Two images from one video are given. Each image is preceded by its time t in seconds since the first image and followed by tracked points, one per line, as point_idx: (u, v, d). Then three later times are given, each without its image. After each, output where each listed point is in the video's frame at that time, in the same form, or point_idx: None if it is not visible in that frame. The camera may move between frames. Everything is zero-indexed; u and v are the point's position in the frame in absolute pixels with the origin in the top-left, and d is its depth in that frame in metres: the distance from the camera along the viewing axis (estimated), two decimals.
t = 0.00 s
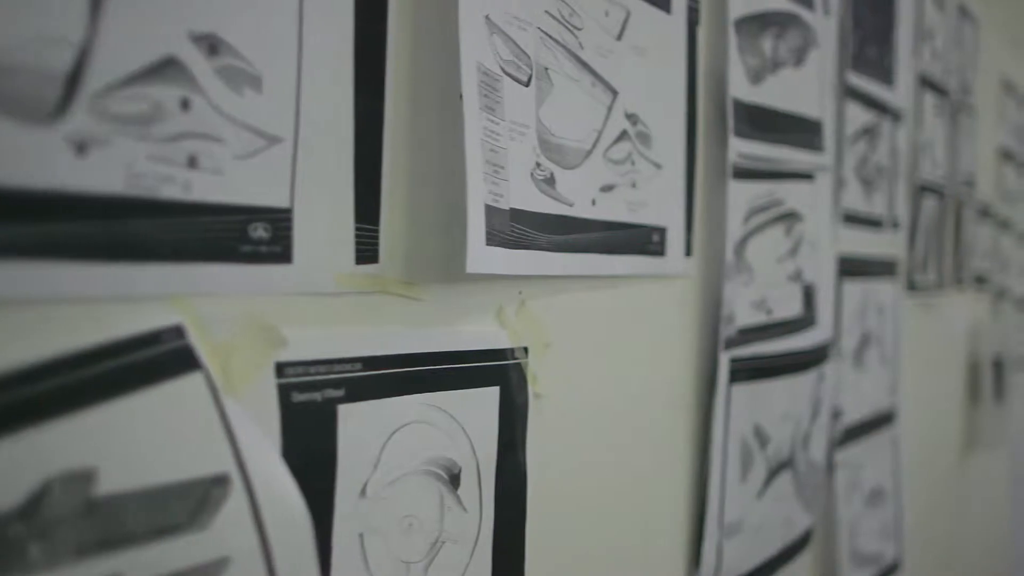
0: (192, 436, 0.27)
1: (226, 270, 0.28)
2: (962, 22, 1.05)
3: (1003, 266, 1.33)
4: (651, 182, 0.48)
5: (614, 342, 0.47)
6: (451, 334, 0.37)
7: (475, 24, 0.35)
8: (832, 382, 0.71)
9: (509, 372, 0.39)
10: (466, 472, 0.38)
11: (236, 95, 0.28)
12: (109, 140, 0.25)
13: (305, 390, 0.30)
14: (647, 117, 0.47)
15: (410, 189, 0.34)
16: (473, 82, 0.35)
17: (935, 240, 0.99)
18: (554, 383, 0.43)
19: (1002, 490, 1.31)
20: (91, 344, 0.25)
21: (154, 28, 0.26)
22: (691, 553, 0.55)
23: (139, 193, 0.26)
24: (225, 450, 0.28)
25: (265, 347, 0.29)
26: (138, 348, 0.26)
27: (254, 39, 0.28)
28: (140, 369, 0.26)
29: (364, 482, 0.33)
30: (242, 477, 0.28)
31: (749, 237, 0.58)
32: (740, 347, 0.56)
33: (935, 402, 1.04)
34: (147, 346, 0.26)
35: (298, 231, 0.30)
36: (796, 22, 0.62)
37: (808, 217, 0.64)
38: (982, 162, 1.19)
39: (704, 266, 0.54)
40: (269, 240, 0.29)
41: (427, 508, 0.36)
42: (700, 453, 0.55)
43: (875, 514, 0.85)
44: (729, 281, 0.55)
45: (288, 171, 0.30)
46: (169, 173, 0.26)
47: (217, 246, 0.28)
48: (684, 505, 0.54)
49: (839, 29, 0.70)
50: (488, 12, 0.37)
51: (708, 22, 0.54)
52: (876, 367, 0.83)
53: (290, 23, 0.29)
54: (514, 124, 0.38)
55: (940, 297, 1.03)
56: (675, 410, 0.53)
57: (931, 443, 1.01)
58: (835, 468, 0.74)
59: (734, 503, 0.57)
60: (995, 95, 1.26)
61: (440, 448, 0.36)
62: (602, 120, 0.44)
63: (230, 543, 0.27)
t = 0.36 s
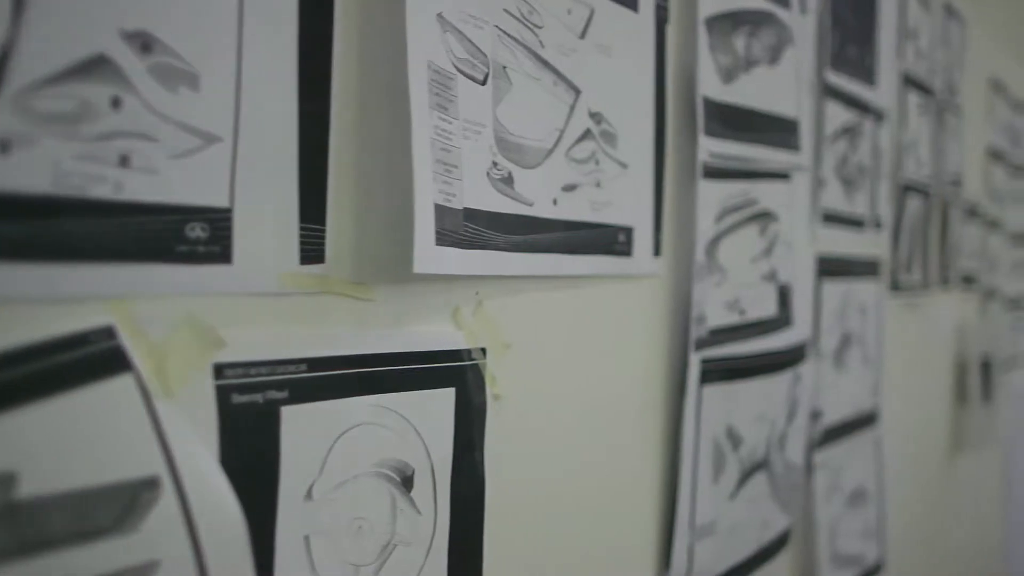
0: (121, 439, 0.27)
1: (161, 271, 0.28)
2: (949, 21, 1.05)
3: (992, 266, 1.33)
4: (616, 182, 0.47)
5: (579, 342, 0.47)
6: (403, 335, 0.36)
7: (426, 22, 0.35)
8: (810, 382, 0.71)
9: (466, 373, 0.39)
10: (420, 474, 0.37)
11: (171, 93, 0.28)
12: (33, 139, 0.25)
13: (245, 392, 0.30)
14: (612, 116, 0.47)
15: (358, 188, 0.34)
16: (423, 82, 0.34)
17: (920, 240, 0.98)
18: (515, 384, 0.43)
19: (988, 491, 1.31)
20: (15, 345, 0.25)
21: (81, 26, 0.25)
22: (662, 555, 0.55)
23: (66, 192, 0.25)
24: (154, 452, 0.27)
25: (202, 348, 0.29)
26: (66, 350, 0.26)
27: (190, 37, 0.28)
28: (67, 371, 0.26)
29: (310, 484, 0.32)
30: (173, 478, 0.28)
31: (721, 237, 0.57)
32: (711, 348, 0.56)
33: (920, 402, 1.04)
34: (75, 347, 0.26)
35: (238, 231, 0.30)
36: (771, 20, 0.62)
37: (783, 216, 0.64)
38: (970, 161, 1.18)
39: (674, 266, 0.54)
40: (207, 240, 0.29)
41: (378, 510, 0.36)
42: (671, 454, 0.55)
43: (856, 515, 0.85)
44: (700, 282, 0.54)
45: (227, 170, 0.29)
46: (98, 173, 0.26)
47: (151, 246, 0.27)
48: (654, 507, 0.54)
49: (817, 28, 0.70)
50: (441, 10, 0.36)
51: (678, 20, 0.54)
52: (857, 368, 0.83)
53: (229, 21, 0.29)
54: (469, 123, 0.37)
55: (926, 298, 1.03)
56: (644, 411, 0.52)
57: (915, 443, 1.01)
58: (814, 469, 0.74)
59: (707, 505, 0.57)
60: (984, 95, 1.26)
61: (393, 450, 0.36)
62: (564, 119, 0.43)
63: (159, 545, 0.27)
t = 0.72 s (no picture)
0: (37, 441, 0.26)
1: (83, 271, 0.27)
2: (932, 20, 1.04)
3: (980, 266, 1.32)
4: (575, 181, 0.47)
5: (537, 343, 0.46)
6: (347, 336, 0.36)
7: (368, 20, 0.34)
8: (784, 383, 0.71)
9: (415, 374, 0.39)
10: (365, 477, 0.37)
11: (94, 92, 0.27)
12: None
13: (175, 393, 0.30)
14: (571, 115, 0.47)
15: (297, 188, 0.34)
16: (364, 80, 0.34)
17: (902, 241, 0.98)
18: (469, 385, 0.42)
19: (976, 492, 1.31)
20: None
21: None
22: (627, 557, 0.54)
23: None
24: (73, 454, 0.27)
25: (129, 349, 0.29)
26: None
27: (115, 34, 0.28)
28: None
29: (247, 486, 0.32)
30: (93, 481, 0.28)
31: (689, 237, 0.57)
32: (678, 348, 0.56)
33: (905, 403, 1.03)
34: None
35: (168, 231, 0.30)
36: (742, 19, 0.61)
37: (754, 217, 0.63)
38: (957, 161, 1.18)
39: (638, 265, 0.53)
40: (134, 240, 0.29)
41: (321, 513, 0.35)
42: (637, 455, 0.54)
43: (835, 516, 0.84)
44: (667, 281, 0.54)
45: (155, 170, 0.29)
46: (16, 172, 0.26)
47: (73, 246, 0.27)
48: (619, 509, 0.53)
49: (791, 27, 0.70)
50: (386, 7, 0.36)
51: (643, 19, 0.53)
52: (836, 368, 0.83)
53: (157, 19, 0.29)
54: (416, 122, 0.37)
55: (909, 298, 1.02)
56: (608, 412, 0.52)
57: (898, 443, 1.01)
58: (790, 470, 0.74)
59: (674, 507, 0.56)
60: (971, 94, 1.25)
61: (337, 452, 0.36)
62: (519, 118, 0.43)
63: (75, 548, 0.27)
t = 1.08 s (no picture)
0: None
1: None
2: (913, 19, 1.04)
3: (964, 266, 1.32)
4: (527, 180, 0.47)
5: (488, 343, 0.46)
6: (279, 338, 0.35)
7: (298, 17, 0.34)
8: (754, 384, 0.70)
9: (353, 375, 0.38)
10: (300, 479, 0.36)
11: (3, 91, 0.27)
12: None
13: (90, 396, 0.30)
14: (522, 114, 0.46)
15: (226, 188, 0.33)
16: (293, 79, 0.34)
17: (881, 241, 0.98)
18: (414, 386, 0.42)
19: (960, 493, 1.30)
20: None
21: None
22: (585, 560, 0.54)
23: None
24: None
25: (41, 351, 0.29)
26: None
27: (26, 32, 0.28)
28: None
29: (169, 489, 0.32)
30: None
31: (651, 237, 0.56)
32: (639, 349, 0.55)
33: (885, 404, 1.03)
34: None
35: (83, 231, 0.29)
36: (707, 17, 0.61)
37: (719, 216, 0.63)
38: (940, 160, 1.17)
39: (595, 265, 0.53)
40: (46, 240, 0.28)
41: (251, 516, 0.35)
42: (596, 457, 0.54)
43: (811, 517, 0.84)
44: (625, 282, 0.54)
45: (69, 170, 0.29)
46: None
47: None
48: (577, 512, 0.53)
49: (759, 26, 0.69)
50: (319, 4, 0.35)
51: (600, 17, 0.53)
52: (811, 369, 0.82)
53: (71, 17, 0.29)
54: (351, 120, 0.37)
55: (890, 298, 1.02)
56: (564, 414, 0.51)
57: (877, 444, 1.01)
58: (761, 471, 0.74)
59: (634, 509, 0.56)
60: (956, 94, 1.25)
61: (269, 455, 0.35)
62: (465, 116, 0.43)
63: None
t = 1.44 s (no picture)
0: None
1: None
2: (894, 18, 1.03)
3: (949, 266, 1.31)
4: (480, 180, 0.46)
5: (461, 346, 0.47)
6: (213, 338, 0.35)
7: (230, 15, 0.34)
8: (725, 385, 0.70)
9: (294, 377, 0.38)
10: (237, 482, 0.36)
11: None
12: None
13: (8, 398, 0.29)
14: (474, 113, 0.46)
15: (155, 189, 0.33)
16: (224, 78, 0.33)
17: (861, 241, 0.97)
18: (359, 386, 0.42)
19: (943, 493, 1.30)
20: None
21: None
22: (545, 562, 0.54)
23: None
24: None
25: None
26: None
27: None
28: None
29: (96, 492, 0.31)
30: None
31: (613, 237, 0.56)
32: (601, 350, 0.55)
33: (865, 404, 1.02)
34: None
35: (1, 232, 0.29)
36: (673, 14, 0.60)
37: (686, 216, 0.62)
38: (923, 160, 1.17)
39: (554, 266, 0.52)
40: None
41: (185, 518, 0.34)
42: (556, 458, 0.54)
43: (786, 519, 0.84)
44: (585, 282, 0.53)
45: None
46: None
47: None
48: (536, 514, 0.53)
49: (729, 24, 0.69)
50: (253, 2, 0.35)
51: (559, 15, 0.52)
52: (786, 370, 0.82)
53: None
54: (289, 120, 0.36)
55: (871, 299, 1.01)
56: (521, 416, 0.51)
57: (856, 444, 1.00)
58: (733, 473, 0.73)
59: (596, 512, 0.55)
60: (940, 93, 1.24)
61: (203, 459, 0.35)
62: (412, 115, 0.42)
63: None
